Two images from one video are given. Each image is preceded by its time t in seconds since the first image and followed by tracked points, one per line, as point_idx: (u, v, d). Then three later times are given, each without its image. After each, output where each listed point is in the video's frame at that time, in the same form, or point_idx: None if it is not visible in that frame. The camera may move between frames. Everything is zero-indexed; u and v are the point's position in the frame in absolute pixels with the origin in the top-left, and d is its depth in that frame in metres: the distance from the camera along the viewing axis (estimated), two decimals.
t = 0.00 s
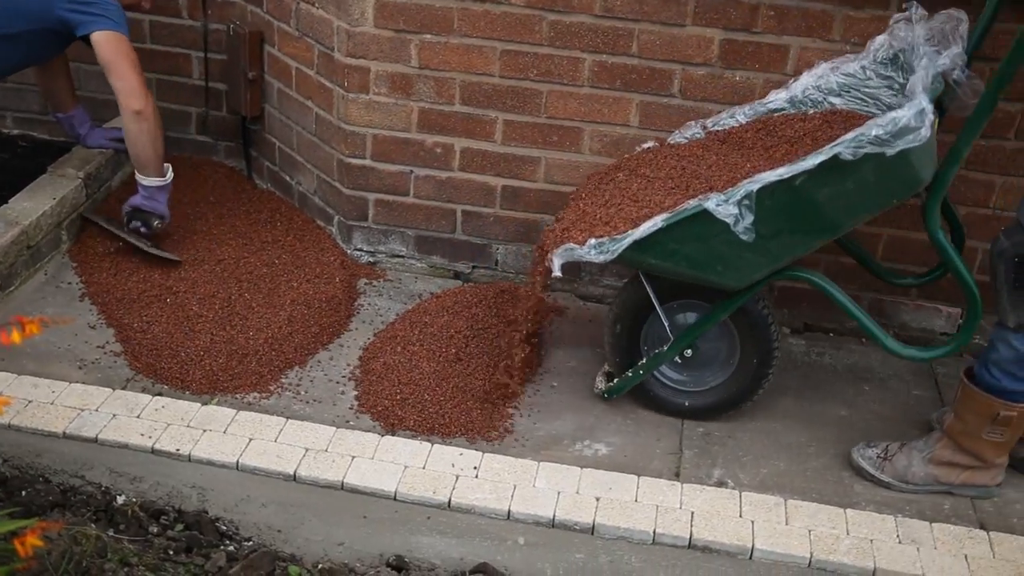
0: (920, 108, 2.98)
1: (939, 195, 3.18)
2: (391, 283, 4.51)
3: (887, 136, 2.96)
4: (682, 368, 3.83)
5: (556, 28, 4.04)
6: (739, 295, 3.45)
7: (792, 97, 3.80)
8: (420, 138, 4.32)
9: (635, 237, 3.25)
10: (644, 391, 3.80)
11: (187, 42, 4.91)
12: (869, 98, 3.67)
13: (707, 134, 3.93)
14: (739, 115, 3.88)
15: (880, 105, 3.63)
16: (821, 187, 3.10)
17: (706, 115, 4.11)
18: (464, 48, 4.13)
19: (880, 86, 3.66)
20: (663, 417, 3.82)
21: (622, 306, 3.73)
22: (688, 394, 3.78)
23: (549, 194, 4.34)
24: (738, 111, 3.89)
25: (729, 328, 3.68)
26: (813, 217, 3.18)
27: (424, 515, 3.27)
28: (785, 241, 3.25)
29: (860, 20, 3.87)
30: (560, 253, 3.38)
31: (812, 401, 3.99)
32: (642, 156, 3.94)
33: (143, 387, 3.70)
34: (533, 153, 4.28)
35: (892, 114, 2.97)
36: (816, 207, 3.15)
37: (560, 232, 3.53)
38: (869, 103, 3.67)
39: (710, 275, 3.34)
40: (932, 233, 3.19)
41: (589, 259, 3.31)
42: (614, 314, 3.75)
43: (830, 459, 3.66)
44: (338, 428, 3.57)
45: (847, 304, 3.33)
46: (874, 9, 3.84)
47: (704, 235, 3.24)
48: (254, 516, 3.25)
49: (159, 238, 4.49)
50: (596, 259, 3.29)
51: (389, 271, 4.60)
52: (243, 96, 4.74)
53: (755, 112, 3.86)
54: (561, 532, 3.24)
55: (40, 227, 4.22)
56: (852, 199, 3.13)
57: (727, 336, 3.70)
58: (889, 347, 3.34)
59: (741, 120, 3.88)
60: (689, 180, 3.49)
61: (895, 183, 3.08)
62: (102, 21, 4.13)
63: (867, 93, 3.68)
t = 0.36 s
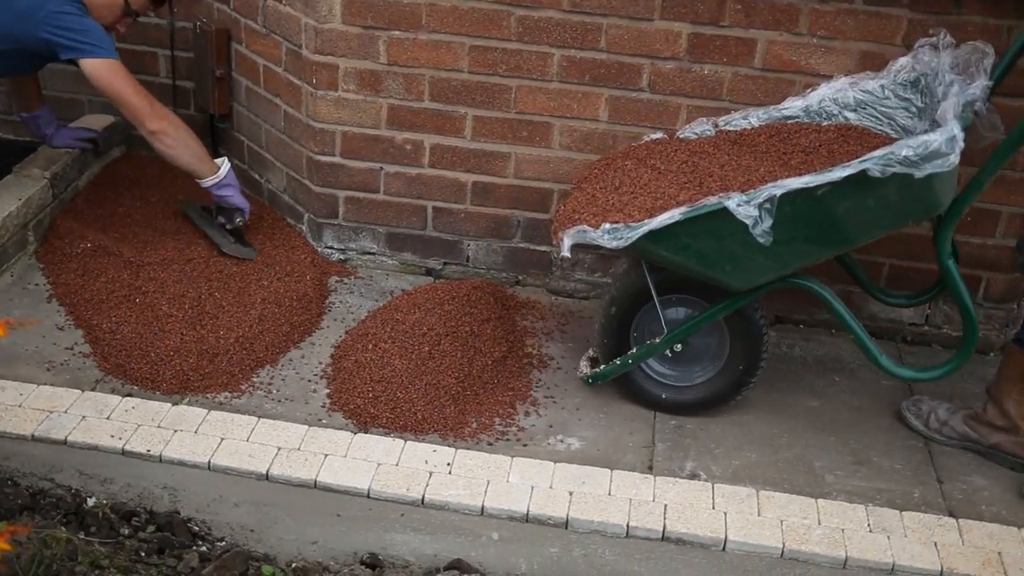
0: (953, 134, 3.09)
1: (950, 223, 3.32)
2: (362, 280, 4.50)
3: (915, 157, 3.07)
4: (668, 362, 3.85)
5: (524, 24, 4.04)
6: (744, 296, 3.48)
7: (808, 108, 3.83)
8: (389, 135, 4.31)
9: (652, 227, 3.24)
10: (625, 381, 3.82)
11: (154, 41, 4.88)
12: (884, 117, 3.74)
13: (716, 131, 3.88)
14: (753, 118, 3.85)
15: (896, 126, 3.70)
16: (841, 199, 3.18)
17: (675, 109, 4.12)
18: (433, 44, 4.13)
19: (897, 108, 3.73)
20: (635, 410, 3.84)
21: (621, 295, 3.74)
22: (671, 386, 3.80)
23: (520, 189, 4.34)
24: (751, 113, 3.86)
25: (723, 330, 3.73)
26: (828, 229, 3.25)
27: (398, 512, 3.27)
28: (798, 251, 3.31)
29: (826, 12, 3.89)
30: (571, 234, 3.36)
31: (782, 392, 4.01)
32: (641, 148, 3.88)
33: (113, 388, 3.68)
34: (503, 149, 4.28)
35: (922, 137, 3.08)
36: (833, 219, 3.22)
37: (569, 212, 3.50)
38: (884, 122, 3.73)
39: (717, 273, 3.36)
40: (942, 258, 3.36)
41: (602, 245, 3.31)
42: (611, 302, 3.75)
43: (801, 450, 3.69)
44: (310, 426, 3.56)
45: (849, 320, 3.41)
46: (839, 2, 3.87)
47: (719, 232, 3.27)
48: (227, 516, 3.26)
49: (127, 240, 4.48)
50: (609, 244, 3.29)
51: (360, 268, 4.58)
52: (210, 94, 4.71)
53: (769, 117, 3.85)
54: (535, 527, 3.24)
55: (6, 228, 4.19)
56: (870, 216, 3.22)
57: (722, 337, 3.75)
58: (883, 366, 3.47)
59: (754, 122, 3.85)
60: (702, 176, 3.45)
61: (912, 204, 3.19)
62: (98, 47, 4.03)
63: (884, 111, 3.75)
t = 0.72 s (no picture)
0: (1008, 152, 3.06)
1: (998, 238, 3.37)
2: (335, 277, 4.48)
3: (972, 176, 3.04)
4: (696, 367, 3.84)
5: (495, 19, 4.04)
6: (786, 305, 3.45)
7: (842, 111, 3.88)
8: (361, 132, 4.30)
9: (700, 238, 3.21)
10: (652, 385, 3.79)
11: (122, 38, 4.84)
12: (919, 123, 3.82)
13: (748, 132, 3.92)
14: (785, 120, 3.91)
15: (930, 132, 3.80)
16: (893, 215, 3.15)
17: (646, 103, 4.12)
18: (404, 40, 4.12)
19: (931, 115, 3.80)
20: (610, 403, 3.84)
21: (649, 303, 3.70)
22: (700, 390, 3.78)
23: (493, 185, 4.34)
24: (785, 116, 3.91)
25: (756, 336, 3.69)
26: (877, 243, 3.22)
27: (372, 510, 3.26)
28: (846, 264, 3.27)
29: (795, 6, 3.90)
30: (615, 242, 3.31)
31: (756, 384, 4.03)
32: (669, 146, 3.91)
33: (84, 389, 3.65)
34: (475, 145, 4.27)
35: (979, 155, 3.05)
36: (882, 233, 3.20)
37: (611, 218, 3.47)
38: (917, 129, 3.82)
39: (763, 285, 3.34)
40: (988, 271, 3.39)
41: (647, 254, 3.28)
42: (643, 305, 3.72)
43: (775, 442, 3.71)
44: (284, 425, 3.55)
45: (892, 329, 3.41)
46: None
47: (768, 246, 3.23)
48: (201, 516, 3.24)
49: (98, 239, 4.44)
50: (655, 255, 3.26)
51: (334, 266, 4.57)
52: (180, 92, 4.68)
53: (801, 119, 3.91)
54: (510, 523, 3.25)
55: None
56: (920, 231, 3.19)
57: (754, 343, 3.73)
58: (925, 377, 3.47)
59: (786, 124, 3.91)
60: (742, 183, 3.51)
61: (964, 220, 3.17)
62: (41, 35, 3.96)
63: (918, 118, 3.82)
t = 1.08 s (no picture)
0: None
1: None
2: (304, 277, 4.46)
3: None
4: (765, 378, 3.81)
5: (460, 16, 4.04)
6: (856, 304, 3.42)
7: (888, 109, 3.86)
8: (328, 131, 4.28)
9: (762, 247, 3.23)
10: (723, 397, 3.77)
11: (85, 39, 4.80)
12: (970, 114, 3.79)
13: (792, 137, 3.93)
14: (832, 123, 3.90)
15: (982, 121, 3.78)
16: (956, 207, 3.13)
17: (613, 100, 4.13)
18: (369, 38, 4.11)
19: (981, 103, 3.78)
20: (581, 400, 3.85)
21: (711, 314, 3.71)
22: (771, 400, 3.75)
23: (461, 183, 4.34)
24: (830, 119, 3.90)
25: (824, 342, 3.68)
26: (944, 239, 3.19)
27: (344, 510, 3.26)
28: (913, 262, 3.24)
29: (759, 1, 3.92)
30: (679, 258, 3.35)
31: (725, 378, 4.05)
32: (716, 160, 3.96)
33: (51, 393, 3.62)
34: (443, 142, 4.27)
35: None
36: (948, 226, 3.17)
37: (670, 234, 3.49)
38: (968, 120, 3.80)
39: (830, 288, 3.33)
40: None
41: (710, 267, 3.30)
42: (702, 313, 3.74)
43: (745, 435, 3.73)
44: (253, 426, 3.53)
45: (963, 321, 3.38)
46: None
47: (831, 248, 3.24)
48: (170, 519, 3.19)
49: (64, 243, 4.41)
50: (720, 267, 3.28)
51: (302, 266, 4.54)
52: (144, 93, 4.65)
53: (847, 121, 3.90)
54: (482, 521, 3.26)
55: None
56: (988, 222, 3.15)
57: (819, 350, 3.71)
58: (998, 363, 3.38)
59: (832, 127, 3.90)
60: (798, 189, 3.53)
61: None
62: None
63: (967, 109, 3.79)
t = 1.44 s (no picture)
0: None
1: None
2: (274, 278, 4.44)
3: (1012, 126, 2.99)
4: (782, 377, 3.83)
5: (427, 15, 4.04)
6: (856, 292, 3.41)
7: (868, 94, 3.85)
8: (296, 131, 4.26)
9: (754, 250, 3.26)
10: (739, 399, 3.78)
11: (48, 40, 4.75)
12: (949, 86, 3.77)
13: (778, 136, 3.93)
14: (815, 116, 3.89)
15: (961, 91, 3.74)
16: (939, 183, 3.11)
17: (581, 97, 4.13)
18: (336, 37, 4.10)
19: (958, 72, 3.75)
20: (553, 397, 3.85)
21: (721, 318, 3.75)
22: (786, 397, 3.77)
23: (430, 181, 4.33)
24: (813, 111, 3.89)
25: (837, 338, 3.70)
26: (934, 217, 3.17)
27: (316, 510, 3.25)
28: (907, 244, 3.23)
29: None
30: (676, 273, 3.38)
31: (697, 374, 4.06)
32: (709, 169, 3.97)
33: (18, 398, 3.59)
34: (412, 141, 4.26)
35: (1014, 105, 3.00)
36: (935, 204, 3.15)
37: (664, 250, 3.54)
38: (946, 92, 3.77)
39: (828, 281, 3.33)
40: None
41: (706, 277, 3.32)
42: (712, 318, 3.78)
43: (717, 429, 3.74)
44: (224, 428, 3.51)
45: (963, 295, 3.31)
46: None
47: (822, 242, 3.24)
48: (141, 523, 3.19)
49: (30, 246, 4.36)
50: (716, 276, 3.31)
51: (272, 266, 4.52)
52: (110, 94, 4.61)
53: (831, 111, 3.87)
54: (456, 519, 3.25)
55: None
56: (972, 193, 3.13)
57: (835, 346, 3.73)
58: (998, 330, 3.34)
59: (815, 120, 3.89)
60: (786, 187, 3.53)
61: (1017, 172, 3.10)
62: None
63: (946, 81, 3.77)
